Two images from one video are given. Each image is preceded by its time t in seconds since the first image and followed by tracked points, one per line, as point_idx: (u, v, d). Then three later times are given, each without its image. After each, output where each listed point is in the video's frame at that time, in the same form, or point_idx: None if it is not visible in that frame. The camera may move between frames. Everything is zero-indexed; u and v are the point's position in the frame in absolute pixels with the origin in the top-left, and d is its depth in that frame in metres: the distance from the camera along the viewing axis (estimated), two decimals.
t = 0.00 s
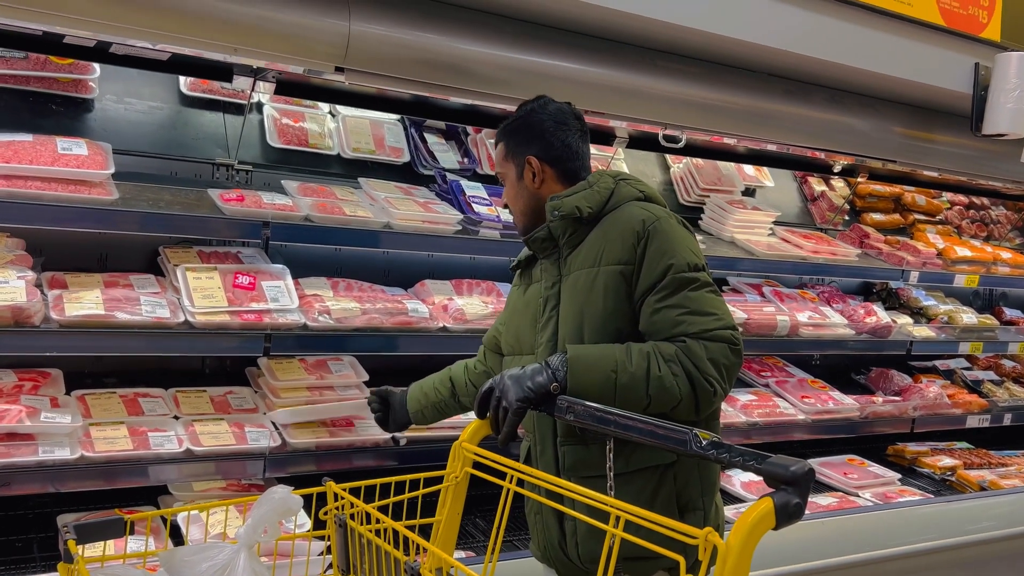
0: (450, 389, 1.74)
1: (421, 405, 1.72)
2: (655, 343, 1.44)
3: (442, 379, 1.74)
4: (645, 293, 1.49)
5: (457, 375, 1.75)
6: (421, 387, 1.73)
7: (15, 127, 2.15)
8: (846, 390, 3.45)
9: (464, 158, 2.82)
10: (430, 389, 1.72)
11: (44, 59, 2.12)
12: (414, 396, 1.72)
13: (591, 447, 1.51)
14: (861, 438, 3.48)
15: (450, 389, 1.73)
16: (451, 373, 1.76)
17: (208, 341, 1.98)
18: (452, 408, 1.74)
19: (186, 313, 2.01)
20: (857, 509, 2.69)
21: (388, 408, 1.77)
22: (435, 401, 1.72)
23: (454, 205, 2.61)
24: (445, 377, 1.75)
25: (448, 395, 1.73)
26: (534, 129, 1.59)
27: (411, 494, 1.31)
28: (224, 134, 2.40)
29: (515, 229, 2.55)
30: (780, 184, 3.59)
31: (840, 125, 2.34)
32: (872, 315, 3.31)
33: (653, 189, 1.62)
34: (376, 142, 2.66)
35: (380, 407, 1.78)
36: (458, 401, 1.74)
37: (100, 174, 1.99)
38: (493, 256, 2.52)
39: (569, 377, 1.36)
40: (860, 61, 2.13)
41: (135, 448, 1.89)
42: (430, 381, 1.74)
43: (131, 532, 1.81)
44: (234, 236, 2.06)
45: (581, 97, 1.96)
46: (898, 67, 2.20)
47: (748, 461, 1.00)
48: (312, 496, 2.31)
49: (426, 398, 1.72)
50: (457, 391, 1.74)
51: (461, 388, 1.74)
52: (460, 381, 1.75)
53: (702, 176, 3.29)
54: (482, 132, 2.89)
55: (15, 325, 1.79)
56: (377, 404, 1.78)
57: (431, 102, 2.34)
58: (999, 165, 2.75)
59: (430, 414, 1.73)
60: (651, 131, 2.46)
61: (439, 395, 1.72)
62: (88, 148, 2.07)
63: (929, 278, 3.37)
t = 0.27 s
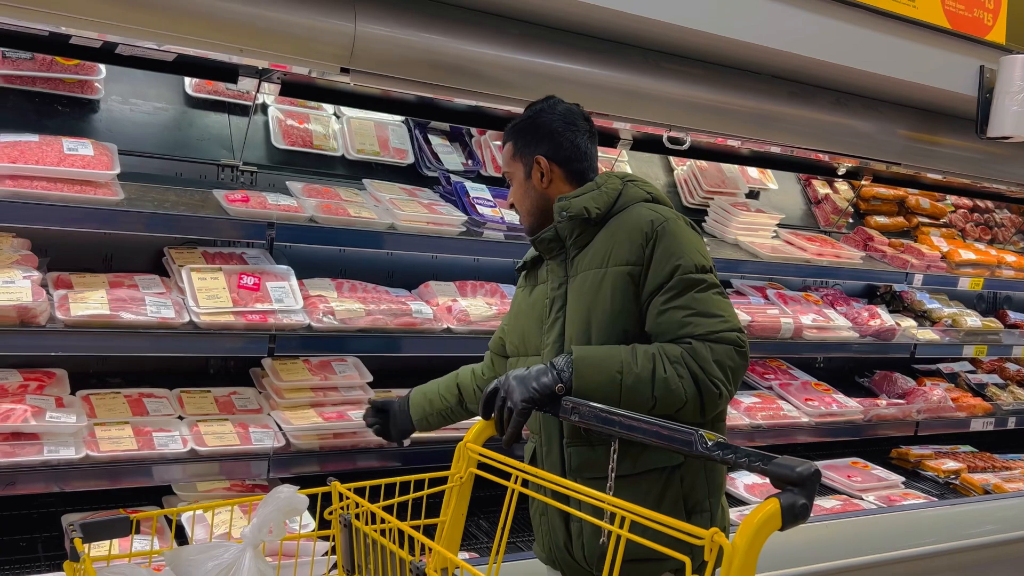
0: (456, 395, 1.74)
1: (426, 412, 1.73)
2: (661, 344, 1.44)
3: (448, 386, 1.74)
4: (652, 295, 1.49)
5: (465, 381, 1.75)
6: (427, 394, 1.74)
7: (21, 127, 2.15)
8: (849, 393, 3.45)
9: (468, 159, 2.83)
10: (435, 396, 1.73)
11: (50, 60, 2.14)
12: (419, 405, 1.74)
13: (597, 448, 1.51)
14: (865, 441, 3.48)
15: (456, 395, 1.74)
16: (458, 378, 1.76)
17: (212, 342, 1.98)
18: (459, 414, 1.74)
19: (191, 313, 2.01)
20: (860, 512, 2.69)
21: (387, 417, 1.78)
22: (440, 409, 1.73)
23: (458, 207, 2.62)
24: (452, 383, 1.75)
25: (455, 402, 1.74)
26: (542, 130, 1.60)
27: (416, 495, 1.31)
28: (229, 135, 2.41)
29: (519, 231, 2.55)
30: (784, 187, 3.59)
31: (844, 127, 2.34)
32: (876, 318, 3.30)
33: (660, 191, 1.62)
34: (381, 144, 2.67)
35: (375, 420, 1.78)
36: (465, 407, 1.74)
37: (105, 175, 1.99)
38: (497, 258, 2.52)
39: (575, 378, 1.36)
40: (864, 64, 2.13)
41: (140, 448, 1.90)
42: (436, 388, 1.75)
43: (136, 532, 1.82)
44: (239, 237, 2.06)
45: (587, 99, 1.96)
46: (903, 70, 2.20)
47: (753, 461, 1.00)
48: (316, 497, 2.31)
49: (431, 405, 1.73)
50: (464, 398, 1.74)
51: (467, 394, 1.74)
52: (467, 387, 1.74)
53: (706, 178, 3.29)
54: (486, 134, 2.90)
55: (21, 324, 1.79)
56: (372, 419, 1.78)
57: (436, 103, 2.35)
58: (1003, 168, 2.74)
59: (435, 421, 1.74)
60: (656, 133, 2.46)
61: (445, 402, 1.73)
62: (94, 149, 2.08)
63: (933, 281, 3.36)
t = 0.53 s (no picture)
0: (455, 393, 1.74)
1: (425, 409, 1.74)
2: (665, 346, 1.44)
3: (447, 384, 1.74)
4: (655, 297, 1.49)
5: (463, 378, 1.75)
6: (427, 390, 1.74)
7: (26, 128, 2.15)
8: (853, 396, 3.44)
9: (472, 161, 2.82)
10: (435, 393, 1.73)
11: (55, 62, 2.14)
12: (418, 400, 1.74)
13: (600, 450, 1.51)
14: (869, 444, 3.47)
15: (455, 393, 1.74)
16: (457, 377, 1.76)
17: (216, 343, 1.98)
18: (457, 412, 1.74)
19: (195, 314, 2.01)
20: (864, 515, 2.68)
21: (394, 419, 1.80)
22: (440, 406, 1.73)
23: (462, 208, 2.61)
24: (451, 381, 1.75)
25: (454, 400, 1.74)
26: (545, 131, 1.59)
27: (419, 497, 1.31)
28: (233, 136, 2.41)
29: (523, 232, 2.55)
30: (788, 189, 3.59)
31: (848, 129, 2.34)
32: (880, 320, 3.30)
33: (663, 193, 1.62)
34: (385, 146, 2.67)
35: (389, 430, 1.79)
36: (464, 406, 1.74)
37: (110, 176, 1.99)
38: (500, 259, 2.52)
39: (579, 380, 1.36)
40: (869, 65, 2.12)
41: (142, 450, 1.89)
42: (436, 386, 1.75)
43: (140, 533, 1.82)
44: (243, 238, 2.06)
45: (591, 100, 1.96)
46: (908, 71, 2.19)
47: (758, 464, 1.00)
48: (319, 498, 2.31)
49: (430, 402, 1.73)
50: (462, 396, 1.74)
51: (466, 392, 1.74)
52: (466, 385, 1.74)
53: (710, 180, 3.29)
54: (490, 136, 2.90)
55: (25, 325, 1.79)
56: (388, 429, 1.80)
57: (440, 105, 2.35)
58: (1008, 170, 2.74)
59: (435, 419, 1.74)
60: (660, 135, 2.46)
61: (444, 399, 1.73)
62: (98, 150, 2.08)
63: (938, 283, 3.36)
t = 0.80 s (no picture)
0: (454, 394, 1.75)
1: (427, 411, 1.76)
2: (668, 347, 1.44)
3: (445, 384, 1.75)
4: (658, 297, 1.49)
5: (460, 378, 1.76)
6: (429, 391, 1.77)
7: (31, 129, 2.16)
8: (856, 397, 3.44)
9: (475, 162, 2.83)
10: (434, 395, 1.75)
11: (59, 63, 2.13)
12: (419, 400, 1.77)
13: (602, 450, 1.51)
14: (872, 445, 3.47)
15: (453, 394, 1.75)
16: (455, 377, 1.76)
17: (220, 344, 1.99)
18: (458, 412, 1.76)
19: (199, 315, 2.01)
20: (867, 517, 2.68)
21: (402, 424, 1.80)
22: (440, 407, 1.75)
23: (465, 210, 2.62)
24: (449, 382, 1.76)
25: (453, 400, 1.75)
26: (546, 133, 1.60)
27: (424, 498, 1.31)
28: (237, 137, 2.42)
29: (526, 233, 2.55)
30: (791, 191, 3.59)
31: (852, 130, 2.34)
32: (884, 322, 3.30)
33: (664, 194, 1.62)
34: (388, 147, 2.67)
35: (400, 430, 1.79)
36: (463, 405, 1.75)
37: (115, 177, 2.00)
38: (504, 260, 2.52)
39: (582, 380, 1.36)
40: (872, 67, 2.12)
41: (147, 450, 1.90)
42: (435, 387, 1.76)
43: (144, 534, 1.82)
44: (247, 239, 2.07)
45: (594, 101, 1.96)
46: (911, 73, 2.19)
47: (763, 465, 1.00)
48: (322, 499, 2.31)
49: (431, 403, 1.76)
50: (461, 395, 1.75)
51: (463, 391, 1.74)
52: (463, 386, 1.75)
53: (713, 181, 3.29)
54: (493, 137, 2.90)
55: (30, 325, 1.80)
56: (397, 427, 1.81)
57: (443, 106, 2.35)
58: (1011, 172, 2.74)
59: (437, 419, 1.76)
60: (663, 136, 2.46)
61: (443, 400, 1.75)
62: (103, 151, 2.08)
63: (941, 285, 3.35)
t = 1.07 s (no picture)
0: (468, 403, 1.73)
1: (436, 417, 1.73)
2: (670, 347, 1.44)
3: (459, 393, 1.74)
4: (660, 298, 1.49)
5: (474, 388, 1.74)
6: (438, 398, 1.74)
7: (34, 131, 2.17)
8: (858, 399, 3.43)
9: (477, 164, 2.83)
10: (447, 402, 1.73)
11: (62, 65, 2.14)
12: (429, 407, 1.74)
13: (604, 452, 1.51)
14: (874, 447, 3.47)
15: (467, 403, 1.73)
16: (470, 387, 1.75)
17: (223, 345, 1.99)
18: (468, 422, 1.74)
19: (201, 316, 2.02)
20: (870, 518, 2.67)
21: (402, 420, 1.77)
22: (451, 416, 1.73)
23: (467, 211, 2.62)
24: (464, 391, 1.74)
25: (465, 410, 1.73)
26: (546, 136, 1.60)
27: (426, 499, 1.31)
28: (239, 139, 2.42)
29: (528, 235, 2.55)
30: (793, 192, 3.59)
31: (854, 132, 2.34)
32: (886, 323, 3.30)
33: (666, 195, 1.62)
34: (390, 149, 2.67)
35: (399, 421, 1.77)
36: (476, 414, 1.74)
37: (118, 179, 2.01)
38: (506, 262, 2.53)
39: (584, 381, 1.36)
40: (874, 68, 2.12)
41: (150, 451, 1.91)
42: (448, 394, 1.74)
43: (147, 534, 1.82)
44: (249, 240, 2.07)
45: (596, 103, 1.96)
46: (912, 74, 2.19)
47: (764, 466, 1.00)
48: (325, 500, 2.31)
49: (442, 410, 1.73)
50: (474, 406, 1.74)
51: (479, 402, 1.73)
52: (479, 396, 1.73)
53: (716, 183, 3.28)
54: (495, 138, 2.90)
55: (33, 326, 1.80)
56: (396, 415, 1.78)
57: (445, 107, 2.35)
58: (1014, 173, 2.73)
59: (445, 426, 1.74)
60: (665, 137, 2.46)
61: (456, 409, 1.73)
62: (106, 152, 2.09)
63: (943, 286, 3.35)
